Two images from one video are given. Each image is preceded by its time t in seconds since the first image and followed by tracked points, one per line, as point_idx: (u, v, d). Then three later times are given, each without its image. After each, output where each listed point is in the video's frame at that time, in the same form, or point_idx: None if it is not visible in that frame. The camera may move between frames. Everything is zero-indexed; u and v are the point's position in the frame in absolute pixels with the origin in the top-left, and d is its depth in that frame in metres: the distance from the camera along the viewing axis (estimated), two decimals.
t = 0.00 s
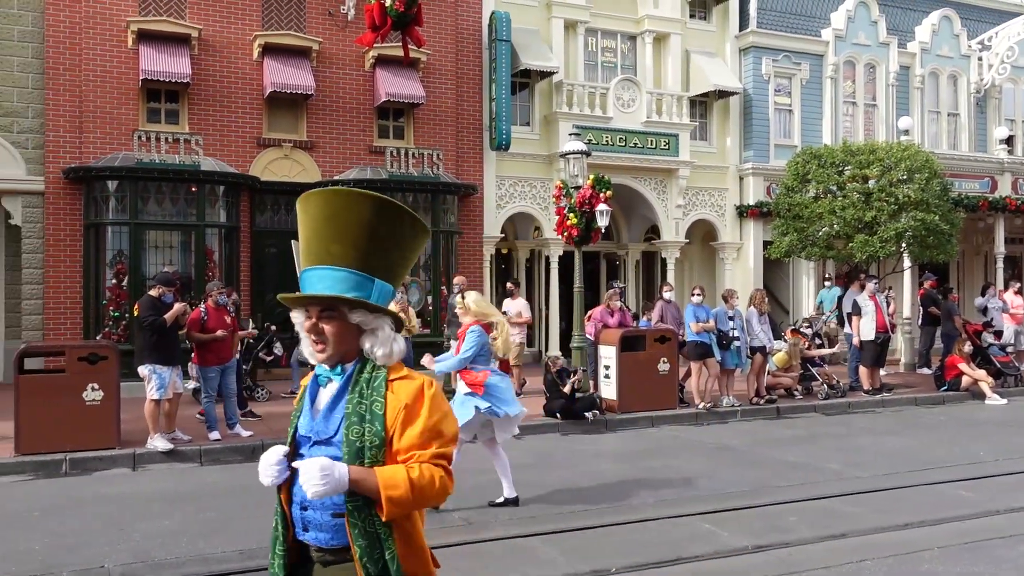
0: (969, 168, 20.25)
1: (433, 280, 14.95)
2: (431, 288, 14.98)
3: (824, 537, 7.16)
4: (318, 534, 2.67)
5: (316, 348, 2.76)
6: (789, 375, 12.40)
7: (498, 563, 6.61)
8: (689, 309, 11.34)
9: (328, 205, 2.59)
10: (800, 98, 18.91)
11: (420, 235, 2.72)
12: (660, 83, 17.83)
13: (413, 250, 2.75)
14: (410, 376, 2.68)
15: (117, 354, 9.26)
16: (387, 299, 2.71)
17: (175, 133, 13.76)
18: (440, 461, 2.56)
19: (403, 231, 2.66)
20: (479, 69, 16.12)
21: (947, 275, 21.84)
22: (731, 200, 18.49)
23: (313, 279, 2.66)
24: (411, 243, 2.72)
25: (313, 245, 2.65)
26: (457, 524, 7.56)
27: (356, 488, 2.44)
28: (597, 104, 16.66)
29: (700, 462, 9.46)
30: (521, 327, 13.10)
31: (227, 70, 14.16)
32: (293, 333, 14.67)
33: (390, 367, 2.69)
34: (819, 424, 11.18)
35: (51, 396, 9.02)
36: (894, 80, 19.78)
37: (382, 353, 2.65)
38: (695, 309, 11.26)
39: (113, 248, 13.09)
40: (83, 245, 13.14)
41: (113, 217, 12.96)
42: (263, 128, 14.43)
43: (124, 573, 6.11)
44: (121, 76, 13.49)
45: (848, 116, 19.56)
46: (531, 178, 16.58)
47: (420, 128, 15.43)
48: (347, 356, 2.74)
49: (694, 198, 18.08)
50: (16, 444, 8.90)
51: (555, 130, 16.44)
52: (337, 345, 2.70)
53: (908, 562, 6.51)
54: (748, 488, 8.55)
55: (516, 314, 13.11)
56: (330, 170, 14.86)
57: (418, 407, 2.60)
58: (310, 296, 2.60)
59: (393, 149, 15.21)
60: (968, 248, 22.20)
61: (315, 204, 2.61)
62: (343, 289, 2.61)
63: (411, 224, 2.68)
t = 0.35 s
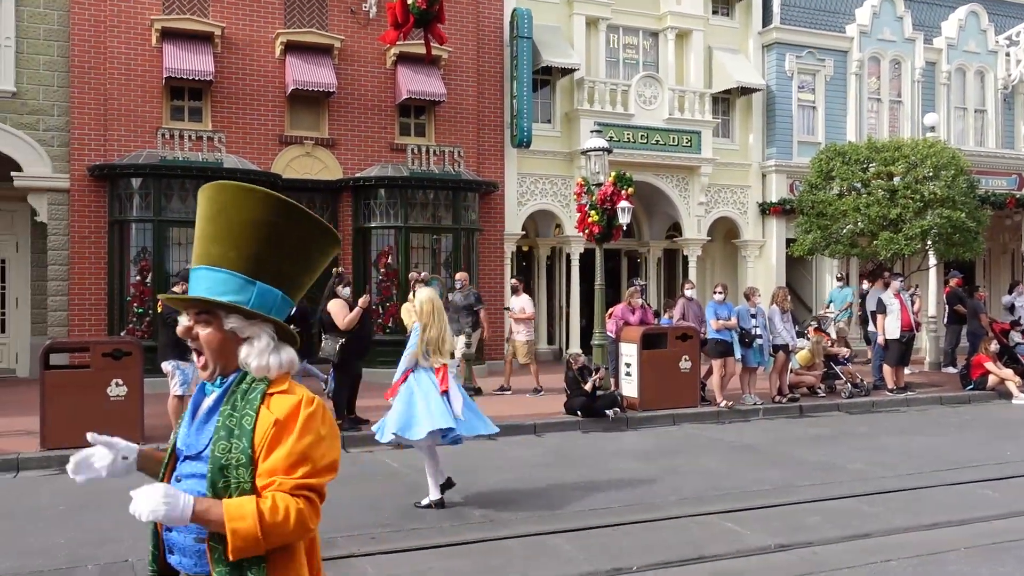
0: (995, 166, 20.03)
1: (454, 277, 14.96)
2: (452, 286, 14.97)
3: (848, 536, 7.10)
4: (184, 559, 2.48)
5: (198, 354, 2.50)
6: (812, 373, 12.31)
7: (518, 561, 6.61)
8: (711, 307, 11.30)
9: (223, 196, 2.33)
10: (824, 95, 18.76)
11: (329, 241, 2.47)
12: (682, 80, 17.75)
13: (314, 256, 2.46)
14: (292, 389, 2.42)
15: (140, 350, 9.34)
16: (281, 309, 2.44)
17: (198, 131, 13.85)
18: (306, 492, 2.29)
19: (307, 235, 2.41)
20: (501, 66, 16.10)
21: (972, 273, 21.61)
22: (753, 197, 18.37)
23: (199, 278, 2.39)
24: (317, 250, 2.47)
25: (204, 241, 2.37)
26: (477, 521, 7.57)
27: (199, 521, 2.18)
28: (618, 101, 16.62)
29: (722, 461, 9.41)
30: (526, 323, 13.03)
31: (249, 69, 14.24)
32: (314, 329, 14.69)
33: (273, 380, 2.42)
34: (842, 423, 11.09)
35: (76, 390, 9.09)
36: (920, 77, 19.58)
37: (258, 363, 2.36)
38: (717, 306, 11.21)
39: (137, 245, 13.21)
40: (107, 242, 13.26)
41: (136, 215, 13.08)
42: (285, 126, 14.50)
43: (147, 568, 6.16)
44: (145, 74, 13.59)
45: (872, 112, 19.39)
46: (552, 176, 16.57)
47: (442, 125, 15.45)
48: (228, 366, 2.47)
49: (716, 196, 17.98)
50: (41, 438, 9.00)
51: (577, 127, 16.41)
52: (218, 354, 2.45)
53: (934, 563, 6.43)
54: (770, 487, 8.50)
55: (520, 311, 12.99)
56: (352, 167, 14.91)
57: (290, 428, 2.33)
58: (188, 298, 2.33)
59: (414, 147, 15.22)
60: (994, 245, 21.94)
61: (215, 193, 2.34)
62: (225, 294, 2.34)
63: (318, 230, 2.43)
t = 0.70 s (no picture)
0: (1012, 160, 19.89)
1: (467, 270, 14.96)
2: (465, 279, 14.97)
3: (862, 531, 7.09)
4: (29, 575, 2.32)
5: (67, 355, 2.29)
6: (826, 368, 12.28)
7: (531, 554, 6.64)
8: (725, 301, 11.29)
9: (80, 193, 2.11)
10: (839, 89, 18.65)
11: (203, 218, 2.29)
12: (697, 73, 17.68)
13: (191, 244, 2.30)
14: (174, 390, 2.31)
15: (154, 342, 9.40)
16: (163, 301, 2.27)
17: (212, 123, 13.90)
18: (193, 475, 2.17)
19: (182, 219, 2.22)
20: (515, 59, 16.08)
21: (988, 269, 21.47)
22: (768, 191, 18.29)
23: (62, 278, 2.16)
24: (193, 232, 2.30)
25: (66, 234, 2.14)
26: (490, 514, 7.59)
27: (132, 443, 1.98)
28: (633, 94, 16.59)
29: (734, 455, 9.40)
30: (516, 315, 13.09)
31: (263, 61, 14.27)
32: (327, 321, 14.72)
33: (159, 382, 2.29)
34: (855, 418, 11.05)
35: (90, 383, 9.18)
36: (937, 70, 19.44)
37: (158, 365, 2.26)
38: (731, 300, 11.20)
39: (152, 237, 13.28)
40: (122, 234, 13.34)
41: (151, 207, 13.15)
42: (299, 118, 14.53)
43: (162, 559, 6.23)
44: (159, 66, 13.65)
45: (888, 106, 19.27)
46: (566, 169, 16.56)
47: (456, 117, 15.43)
48: (106, 369, 2.30)
49: (729, 190, 17.91)
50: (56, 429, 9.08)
51: (591, 120, 16.39)
52: (95, 354, 2.26)
53: (948, 558, 6.42)
54: (783, 481, 8.49)
55: (510, 303, 13.08)
56: (366, 160, 14.92)
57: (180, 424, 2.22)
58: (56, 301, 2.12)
59: (428, 140, 15.23)
60: (1011, 241, 21.79)
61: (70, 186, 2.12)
62: (100, 293, 2.14)
63: (192, 212, 2.25)
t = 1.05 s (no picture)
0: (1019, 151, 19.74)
1: (471, 262, 14.95)
2: (469, 271, 14.97)
3: (867, 524, 7.09)
4: None
5: None
6: (830, 360, 12.28)
7: (534, 546, 6.66)
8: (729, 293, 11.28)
9: None
10: (845, 80, 18.56)
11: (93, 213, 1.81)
12: (701, 65, 17.62)
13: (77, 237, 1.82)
14: (16, 385, 1.82)
15: (159, 335, 9.42)
16: (27, 291, 1.82)
17: (216, 116, 13.89)
18: (29, 491, 1.73)
19: (65, 213, 1.78)
20: (519, 51, 16.03)
21: (994, 261, 21.40)
22: (773, 183, 18.24)
23: None
24: (81, 229, 1.84)
25: None
26: (495, 506, 7.61)
27: None
28: (638, 86, 16.55)
29: (739, 447, 9.40)
30: (501, 309, 12.97)
31: (267, 54, 14.24)
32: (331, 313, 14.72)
33: None
34: (860, 410, 11.04)
35: (94, 377, 9.19)
36: (943, 61, 19.35)
37: None
38: (736, 292, 11.19)
39: (156, 230, 13.27)
40: (127, 226, 13.33)
41: (156, 199, 13.16)
42: (303, 111, 14.51)
43: (166, 551, 6.25)
44: (163, 59, 13.63)
45: (894, 97, 19.18)
46: (570, 161, 16.54)
47: (460, 109, 15.40)
48: None
49: (734, 181, 17.86)
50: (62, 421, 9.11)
51: (595, 112, 16.35)
52: None
53: (954, 551, 6.42)
54: (787, 473, 8.49)
55: (496, 297, 12.96)
56: (369, 152, 14.90)
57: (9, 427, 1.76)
58: None
59: (432, 132, 15.18)
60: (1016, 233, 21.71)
61: None
62: None
63: (80, 206, 1.79)
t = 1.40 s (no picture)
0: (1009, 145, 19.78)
1: (464, 256, 14.97)
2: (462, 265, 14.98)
3: (857, 516, 7.15)
4: None
5: None
6: (821, 354, 12.35)
7: (527, 539, 6.70)
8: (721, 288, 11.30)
9: None
10: (836, 74, 18.60)
11: None
12: (694, 59, 17.62)
13: None
14: None
15: (151, 328, 9.39)
16: None
17: (208, 109, 13.83)
18: None
19: None
20: (512, 45, 16.01)
21: (983, 254, 21.51)
22: (764, 176, 18.28)
23: None
24: None
25: None
26: (488, 499, 7.65)
27: None
28: (630, 79, 16.56)
29: (731, 440, 9.45)
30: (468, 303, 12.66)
31: (259, 46, 14.19)
32: (323, 307, 14.71)
33: None
34: (850, 403, 11.11)
35: (86, 372, 9.16)
36: (934, 55, 19.41)
37: None
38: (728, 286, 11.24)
39: (147, 223, 13.22)
40: (118, 219, 13.30)
41: (147, 192, 13.11)
42: (295, 104, 14.47)
43: (160, 545, 6.27)
44: (154, 51, 13.56)
45: (885, 91, 19.23)
46: (562, 155, 16.54)
47: (452, 103, 15.37)
48: None
49: (726, 175, 17.89)
50: (54, 415, 9.09)
51: (587, 106, 16.36)
52: None
53: (942, 543, 6.48)
54: (777, 466, 8.55)
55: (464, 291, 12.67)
56: (362, 145, 14.87)
57: None
58: None
59: (425, 125, 15.19)
60: (1006, 226, 21.81)
61: None
62: None
63: None
